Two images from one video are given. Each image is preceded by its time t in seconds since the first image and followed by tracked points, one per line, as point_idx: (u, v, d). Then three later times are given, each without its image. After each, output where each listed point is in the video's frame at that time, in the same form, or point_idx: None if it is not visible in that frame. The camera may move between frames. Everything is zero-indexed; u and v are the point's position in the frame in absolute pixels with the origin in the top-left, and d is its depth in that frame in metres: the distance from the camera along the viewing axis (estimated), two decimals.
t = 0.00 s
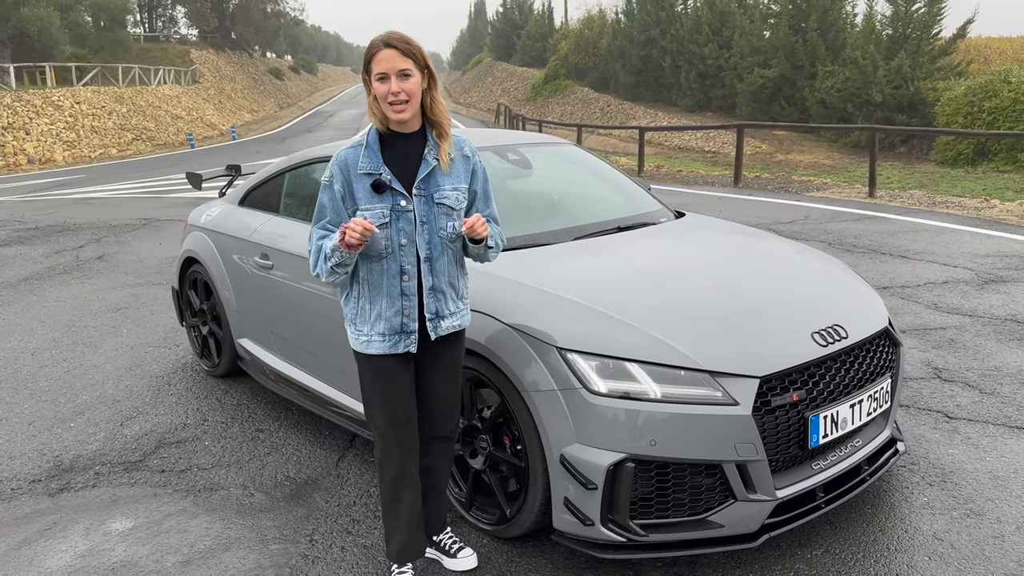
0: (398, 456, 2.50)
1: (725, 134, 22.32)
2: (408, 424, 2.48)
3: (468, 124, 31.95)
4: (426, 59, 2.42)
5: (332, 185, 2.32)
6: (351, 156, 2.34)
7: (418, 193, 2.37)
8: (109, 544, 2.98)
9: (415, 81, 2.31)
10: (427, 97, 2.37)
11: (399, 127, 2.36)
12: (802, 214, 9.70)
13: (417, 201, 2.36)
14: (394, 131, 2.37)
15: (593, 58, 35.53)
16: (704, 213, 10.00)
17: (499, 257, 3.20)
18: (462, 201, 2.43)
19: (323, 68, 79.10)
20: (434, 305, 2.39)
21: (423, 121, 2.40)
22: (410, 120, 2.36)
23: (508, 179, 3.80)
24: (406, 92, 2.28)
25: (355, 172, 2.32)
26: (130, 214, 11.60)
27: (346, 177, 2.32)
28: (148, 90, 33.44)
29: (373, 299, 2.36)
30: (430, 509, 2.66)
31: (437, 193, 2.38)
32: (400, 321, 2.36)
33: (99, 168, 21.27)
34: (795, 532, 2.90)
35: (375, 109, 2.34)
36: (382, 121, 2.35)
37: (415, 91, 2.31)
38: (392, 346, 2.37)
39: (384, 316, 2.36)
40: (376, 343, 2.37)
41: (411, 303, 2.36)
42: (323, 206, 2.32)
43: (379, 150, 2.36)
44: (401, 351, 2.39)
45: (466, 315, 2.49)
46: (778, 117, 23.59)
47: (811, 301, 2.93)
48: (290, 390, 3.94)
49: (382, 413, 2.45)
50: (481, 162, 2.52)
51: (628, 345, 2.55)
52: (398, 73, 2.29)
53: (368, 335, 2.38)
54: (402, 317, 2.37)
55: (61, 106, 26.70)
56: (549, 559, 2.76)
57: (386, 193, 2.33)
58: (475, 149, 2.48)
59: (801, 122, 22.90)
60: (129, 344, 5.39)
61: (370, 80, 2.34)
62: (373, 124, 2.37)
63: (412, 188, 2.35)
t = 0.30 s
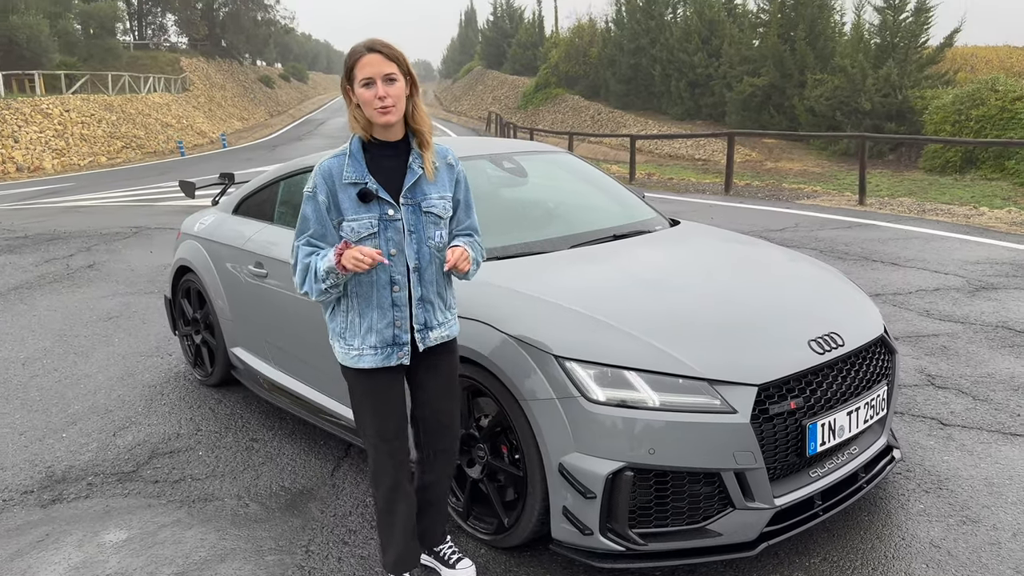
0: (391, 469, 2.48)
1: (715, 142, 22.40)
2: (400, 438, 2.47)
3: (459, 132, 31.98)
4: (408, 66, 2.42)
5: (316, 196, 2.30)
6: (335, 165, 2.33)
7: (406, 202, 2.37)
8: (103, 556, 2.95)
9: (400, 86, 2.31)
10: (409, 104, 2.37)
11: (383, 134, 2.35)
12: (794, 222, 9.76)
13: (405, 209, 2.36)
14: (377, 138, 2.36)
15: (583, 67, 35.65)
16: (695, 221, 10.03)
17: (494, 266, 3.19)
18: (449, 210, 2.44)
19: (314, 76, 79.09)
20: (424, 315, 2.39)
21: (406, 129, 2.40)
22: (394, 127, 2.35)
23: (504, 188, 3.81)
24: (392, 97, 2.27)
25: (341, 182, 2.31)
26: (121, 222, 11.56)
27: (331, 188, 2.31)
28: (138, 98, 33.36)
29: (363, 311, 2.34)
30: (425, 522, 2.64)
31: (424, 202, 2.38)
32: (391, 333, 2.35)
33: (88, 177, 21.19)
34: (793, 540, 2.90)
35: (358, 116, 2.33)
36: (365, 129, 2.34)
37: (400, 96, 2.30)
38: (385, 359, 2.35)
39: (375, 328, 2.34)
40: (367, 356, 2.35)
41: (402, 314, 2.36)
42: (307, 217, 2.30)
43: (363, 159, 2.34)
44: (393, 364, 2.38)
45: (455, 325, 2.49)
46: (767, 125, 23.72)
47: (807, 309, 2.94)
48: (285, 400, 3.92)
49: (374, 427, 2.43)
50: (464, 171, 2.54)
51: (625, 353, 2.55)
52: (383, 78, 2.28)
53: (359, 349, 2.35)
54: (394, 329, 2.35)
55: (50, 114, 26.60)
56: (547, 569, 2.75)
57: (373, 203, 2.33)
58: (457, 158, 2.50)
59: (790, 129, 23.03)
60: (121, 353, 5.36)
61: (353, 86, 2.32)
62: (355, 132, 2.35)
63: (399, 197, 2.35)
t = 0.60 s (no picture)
0: (382, 486, 2.44)
1: (708, 149, 22.46)
2: (390, 454, 2.43)
3: (452, 139, 31.99)
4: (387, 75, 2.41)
5: (300, 212, 2.26)
6: (318, 180, 2.30)
7: (390, 217, 2.34)
8: (95, 570, 2.91)
9: (379, 94, 2.30)
10: (389, 115, 2.36)
11: (364, 146, 2.33)
12: (788, 228, 9.77)
13: (389, 225, 2.34)
14: (358, 150, 2.34)
15: (576, 74, 35.74)
16: (690, 228, 10.03)
17: (489, 276, 3.17)
18: (433, 224, 2.42)
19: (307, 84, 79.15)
20: (409, 332, 2.35)
21: (389, 141, 2.38)
22: (375, 139, 2.33)
23: (500, 196, 3.78)
24: (372, 106, 2.26)
25: (324, 198, 2.29)
26: (112, 230, 11.50)
27: (314, 204, 2.28)
28: (130, 106, 33.29)
29: (345, 330, 2.31)
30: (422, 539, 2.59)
31: (409, 216, 2.36)
32: (374, 353, 2.32)
33: (80, 185, 21.11)
34: (793, 552, 2.87)
35: (339, 129, 2.31)
36: (346, 142, 2.33)
37: (380, 104, 2.29)
38: (366, 379, 2.33)
39: (357, 347, 2.32)
40: (347, 376, 2.32)
41: (385, 333, 2.33)
42: (290, 235, 2.26)
43: (346, 173, 2.32)
44: (374, 384, 2.36)
45: (442, 340, 2.46)
46: (760, 132, 23.80)
47: (806, 316, 2.92)
48: (279, 410, 3.88)
49: (362, 443, 2.40)
50: (447, 183, 2.52)
51: (624, 363, 2.52)
52: (362, 87, 2.27)
53: (339, 368, 2.33)
54: (375, 348, 2.33)
55: (42, 122, 26.51)
56: None
57: (358, 219, 2.31)
58: (440, 170, 2.48)
59: (783, 136, 23.12)
60: (113, 363, 5.31)
61: (332, 98, 2.31)
62: (337, 145, 2.33)
63: (384, 212, 2.33)
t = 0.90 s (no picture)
0: (377, 500, 2.39)
1: (704, 152, 22.44)
2: (385, 467, 2.38)
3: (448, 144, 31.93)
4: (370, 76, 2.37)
5: (285, 224, 2.22)
6: (304, 190, 2.26)
7: (379, 224, 2.29)
8: None
9: (362, 97, 2.25)
10: (375, 118, 2.31)
11: (351, 152, 2.28)
12: (785, 232, 9.73)
13: (380, 232, 2.28)
14: (345, 157, 2.29)
15: (571, 78, 35.73)
16: (687, 232, 9.99)
17: (486, 282, 3.12)
18: (426, 229, 2.37)
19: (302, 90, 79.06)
20: (404, 342, 2.30)
21: (376, 145, 2.33)
22: (362, 144, 2.28)
23: (496, 202, 3.73)
24: (355, 109, 2.21)
25: (310, 209, 2.24)
26: (106, 236, 11.42)
27: (301, 214, 2.24)
28: (125, 112, 33.20)
29: (338, 343, 2.27)
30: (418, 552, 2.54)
31: (399, 223, 2.31)
32: (369, 365, 2.27)
33: (74, 191, 21.00)
34: (797, 563, 2.81)
35: (323, 136, 2.26)
36: (331, 149, 2.28)
37: (364, 107, 2.24)
38: (362, 392, 2.28)
39: (351, 359, 2.27)
40: (343, 390, 2.27)
41: (380, 343, 2.28)
42: (278, 248, 2.22)
43: (332, 181, 2.27)
44: (370, 397, 2.30)
45: (439, 348, 2.40)
46: (755, 135, 23.76)
47: (807, 322, 2.87)
48: (272, 420, 3.83)
49: (356, 456, 2.35)
50: (442, 186, 2.46)
51: (623, 372, 2.47)
52: (343, 91, 2.23)
53: (334, 382, 2.28)
54: (371, 360, 2.28)
55: (36, 129, 26.40)
56: None
57: (346, 229, 2.26)
58: (432, 172, 2.42)
59: (778, 139, 23.13)
60: (105, 372, 5.24)
61: (315, 104, 2.27)
62: (323, 153, 2.29)
63: (373, 220, 2.28)
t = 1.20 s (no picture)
0: (375, 511, 2.33)
1: (701, 152, 22.41)
2: (385, 477, 2.33)
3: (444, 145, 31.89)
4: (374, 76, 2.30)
5: (285, 229, 2.21)
6: (302, 195, 2.22)
7: (379, 229, 2.21)
8: None
9: (361, 97, 2.18)
10: (377, 118, 2.24)
11: (351, 154, 2.22)
12: (783, 232, 9.69)
13: (378, 237, 2.21)
14: (346, 159, 2.24)
15: (567, 78, 35.69)
16: (685, 233, 9.95)
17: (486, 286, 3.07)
18: (430, 233, 2.27)
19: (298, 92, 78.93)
20: (404, 350, 2.22)
21: (379, 146, 2.25)
22: (363, 145, 2.22)
23: (493, 204, 3.68)
24: (352, 109, 2.14)
25: (308, 214, 2.20)
26: (100, 239, 11.34)
27: (299, 220, 2.21)
28: (120, 114, 33.09)
29: (337, 351, 2.22)
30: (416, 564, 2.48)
31: (400, 227, 2.22)
32: (367, 374, 2.21)
33: (69, 193, 20.92)
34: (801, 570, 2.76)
35: (322, 139, 2.21)
36: (331, 151, 2.22)
37: (362, 107, 2.17)
38: (360, 402, 2.22)
39: (349, 368, 2.22)
40: (341, 399, 2.22)
41: (378, 352, 2.21)
42: (276, 254, 2.21)
43: (331, 185, 2.23)
44: (369, 407, 2.24)
45: (446, 358, 2.31)
46: (751, 135, 23.72)
47: (809, 326, 2.81)
48: (265, 426, 3.77)
49: (356, 466, 2.29)
50: (451, 187, 2.36)
51: (624, 378, 2.42)
52: (341, 91, 2.17)
53: (333, 391, 2.24)
54: (369, 369, 2.22)
55: (31, 131, 26.31)
56: None
57: (343, 234, 2.20)
58: (440, 174, 2.32)
59: (775, 139, 23.09)
60: (98, 377, 5.18)
61: (314, 105, 2.22)
62: (323, 157, 2.24)
63: (371, 224, 2.20)
